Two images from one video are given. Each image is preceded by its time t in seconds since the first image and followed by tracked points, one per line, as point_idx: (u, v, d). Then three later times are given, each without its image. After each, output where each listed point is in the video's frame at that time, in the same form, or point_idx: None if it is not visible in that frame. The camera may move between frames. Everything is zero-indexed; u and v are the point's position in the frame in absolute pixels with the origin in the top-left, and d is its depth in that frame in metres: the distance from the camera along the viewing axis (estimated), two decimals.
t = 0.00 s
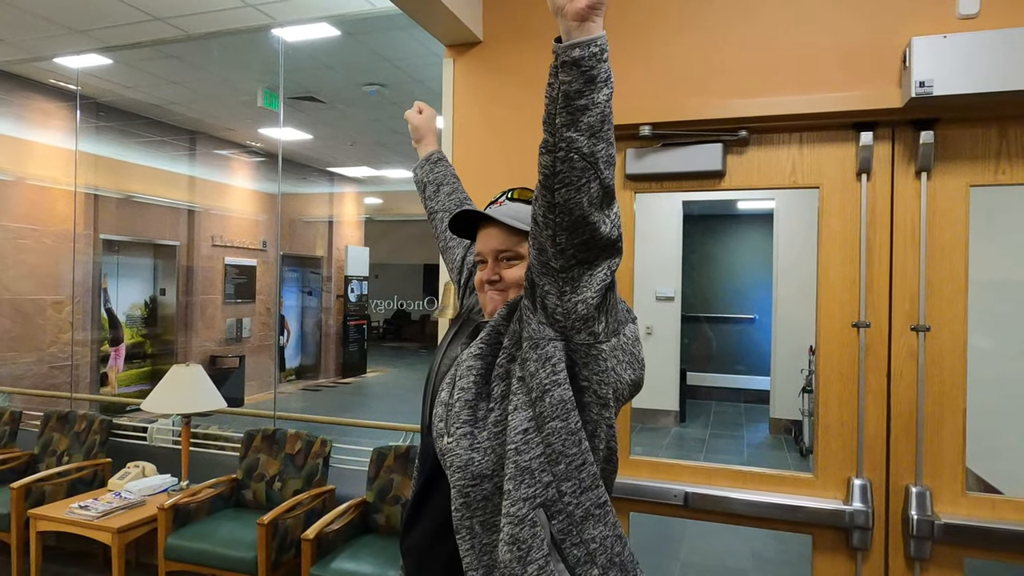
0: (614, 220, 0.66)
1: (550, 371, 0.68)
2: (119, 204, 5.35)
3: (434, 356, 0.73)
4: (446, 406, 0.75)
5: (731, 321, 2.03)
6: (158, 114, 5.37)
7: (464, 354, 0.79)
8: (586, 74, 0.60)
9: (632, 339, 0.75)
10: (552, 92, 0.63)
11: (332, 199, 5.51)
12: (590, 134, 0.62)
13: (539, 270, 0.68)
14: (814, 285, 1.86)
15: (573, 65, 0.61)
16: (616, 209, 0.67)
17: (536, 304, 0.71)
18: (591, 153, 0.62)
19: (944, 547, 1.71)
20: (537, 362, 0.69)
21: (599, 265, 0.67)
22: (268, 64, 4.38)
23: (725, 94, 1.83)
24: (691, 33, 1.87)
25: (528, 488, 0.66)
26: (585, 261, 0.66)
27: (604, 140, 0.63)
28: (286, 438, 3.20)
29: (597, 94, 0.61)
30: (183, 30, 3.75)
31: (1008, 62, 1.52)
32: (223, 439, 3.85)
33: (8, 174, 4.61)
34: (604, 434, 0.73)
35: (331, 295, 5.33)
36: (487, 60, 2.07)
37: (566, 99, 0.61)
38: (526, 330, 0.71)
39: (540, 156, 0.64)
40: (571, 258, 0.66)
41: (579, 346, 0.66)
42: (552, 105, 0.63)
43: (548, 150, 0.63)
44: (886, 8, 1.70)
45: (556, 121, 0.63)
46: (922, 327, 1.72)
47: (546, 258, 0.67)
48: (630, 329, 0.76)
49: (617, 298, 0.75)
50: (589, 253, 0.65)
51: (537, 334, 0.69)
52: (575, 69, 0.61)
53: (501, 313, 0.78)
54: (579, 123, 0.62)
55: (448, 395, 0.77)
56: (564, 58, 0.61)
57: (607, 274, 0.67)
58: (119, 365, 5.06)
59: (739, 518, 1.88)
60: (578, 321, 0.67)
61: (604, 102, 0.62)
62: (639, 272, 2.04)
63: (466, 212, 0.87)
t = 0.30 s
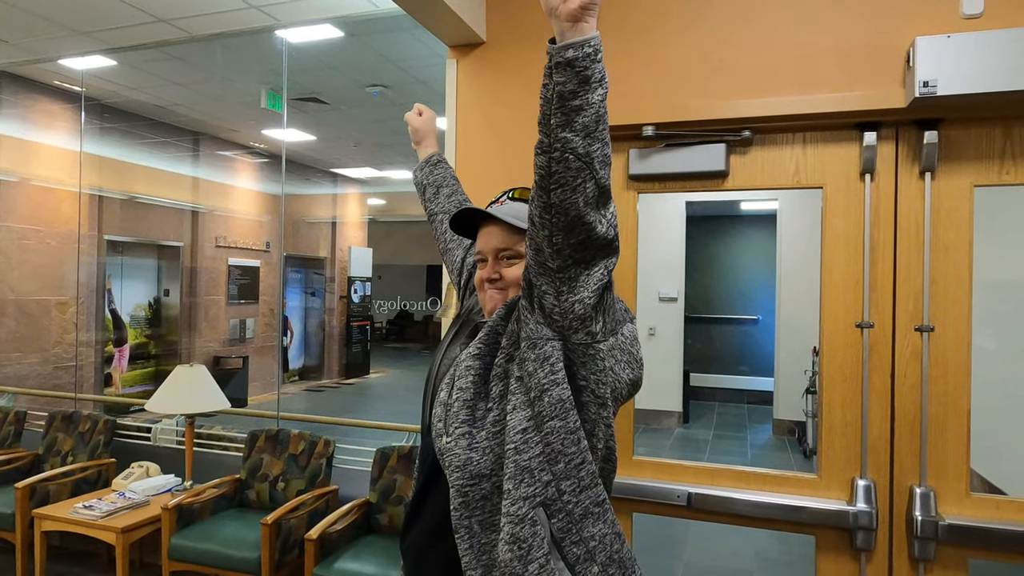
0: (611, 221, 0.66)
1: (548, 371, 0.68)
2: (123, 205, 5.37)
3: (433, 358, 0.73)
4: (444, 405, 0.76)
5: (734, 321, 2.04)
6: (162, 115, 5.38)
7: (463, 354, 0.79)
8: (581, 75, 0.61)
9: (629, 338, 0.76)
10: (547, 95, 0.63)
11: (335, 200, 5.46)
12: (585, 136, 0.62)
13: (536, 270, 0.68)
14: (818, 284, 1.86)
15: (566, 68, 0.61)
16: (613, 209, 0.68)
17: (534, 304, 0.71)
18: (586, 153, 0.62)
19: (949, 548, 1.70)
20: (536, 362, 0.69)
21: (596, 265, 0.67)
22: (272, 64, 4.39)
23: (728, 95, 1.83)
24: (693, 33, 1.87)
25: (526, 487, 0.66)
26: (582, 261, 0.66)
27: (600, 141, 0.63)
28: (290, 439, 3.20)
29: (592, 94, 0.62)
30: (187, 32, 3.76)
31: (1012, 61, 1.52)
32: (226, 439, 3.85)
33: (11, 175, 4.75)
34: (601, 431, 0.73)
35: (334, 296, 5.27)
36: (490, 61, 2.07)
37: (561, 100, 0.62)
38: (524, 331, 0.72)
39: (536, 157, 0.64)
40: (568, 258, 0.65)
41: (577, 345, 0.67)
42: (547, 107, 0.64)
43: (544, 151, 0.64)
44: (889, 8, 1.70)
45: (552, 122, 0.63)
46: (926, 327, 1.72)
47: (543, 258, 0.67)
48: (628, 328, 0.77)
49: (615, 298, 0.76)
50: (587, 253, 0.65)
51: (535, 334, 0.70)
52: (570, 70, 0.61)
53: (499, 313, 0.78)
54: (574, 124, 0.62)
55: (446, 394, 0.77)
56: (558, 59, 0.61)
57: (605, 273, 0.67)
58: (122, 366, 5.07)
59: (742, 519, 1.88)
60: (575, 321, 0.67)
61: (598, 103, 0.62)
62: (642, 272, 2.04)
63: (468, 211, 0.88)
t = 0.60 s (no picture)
0: (609, 224, 0.66)
1: (547, 375, 0.68)
2: (128, 206, 5.40)
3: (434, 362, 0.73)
4: (444, 408, 0.76)
5: (738, 321, 2.04)
6: (166, 116, 5.40)
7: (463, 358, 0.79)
8: (575, 78, 0.61)
9: (629, 339, 0.76)
10: (541, 98, 0.63)
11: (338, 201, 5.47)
12: (580, 138, 0.62)
13: (534, 273, 0.68)
14: (823, 284, 1.85)
15: (560, 71, 0.61)
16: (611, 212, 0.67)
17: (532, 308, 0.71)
18: (581, 154, 0.62)
19: (955, 549, 1.69)
20: (535, 366, 0.69)
21: (595, 267, 0.66)
22: (276, 65, 4.40)
23: (732, 95, 1.83)
24: (698, 33, 1.87)
25: (525, 491, 0.67)
26: (580, 264, 0.66)
27: (595, 144, 0.63)
28: (293, 439, 3.20)
29: (584, 95, 0.61)
30: (191, 33, 3.77)
31: (1018, 61, 1.52)
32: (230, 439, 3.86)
33: (18, 177, 4.81)
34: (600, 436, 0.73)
35: (338, 297, 5.30)
36: (494, 61, 2.07)
37: (556, 103, 0.61)
38: (523, 334, 0.71)
39: (530, 160, 0.64)
40: (566, 261, 0.65)
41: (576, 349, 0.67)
42: (543, 109, 0.63)
43: (540, 154, 0.63)
44: (895, 8, 1.70)
45: (548, 126, 0.63)
46: (932, 328, 1.71)
47: (541, 261, 0.66)
48: (628, 329, 0.77)
49: (614, 299, 0.76)
50: (584, 255, 0.65)
51: (534, 338, 0.70)
52: (563, 73, 0.61)
53: (499, 316, 0.78)
54: (568, 125, 0.62)
55: (446, 397, 0.77)
56: (552, 61, 0.61)
57: (603, 275, 0.67)
58: (127, 367, 5.06)
59: (747, 520, 1.87)
60: (574, 324, 0.67)
61: (592, 103, 0.62)
62: (646, 272, 2.03)
63: (470, 209, 0.88)
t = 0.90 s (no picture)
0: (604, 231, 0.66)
1: (544, 383, 0.68)
2: (132, 207, 5.41)
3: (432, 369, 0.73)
4: (444, 415, 0.76)
5: (741, 321, 2.03)
6: (170, 117, 5.41)
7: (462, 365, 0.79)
8: (562, 83, 0.60)
9: (629, 341, 0.76)
10: (530, 105, 0.63)
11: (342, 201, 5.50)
12: (570, 145, 0.62)
13: (531, 281, 0.68)
14: (827, 285, 1.85)
15: (547, 77, 0.61)
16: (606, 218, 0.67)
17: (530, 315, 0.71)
18: (573, 161, 0.62)
19: (959, 551, 1.69)
20: (532, 375, 0.69)
21: (591, 274, 0.66)
22: (279, 66, 4.39)
23: (736, 95, 1.83)
24: (701, 34, 1.87)
25: (523, 500, 0.66)
26: (577, 270, 0.65)
27: (585, 149, 0.62)
28: (296, 440, 3.20)
29: (575, 100, 0.61)
30: (195, 33, 3.78)
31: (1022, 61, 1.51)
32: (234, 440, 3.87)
33: (22, 178, 4.89)
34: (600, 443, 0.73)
35: (340, 297, 5.27)
36: (498, 62, 2.07)
37: (545, 109, 0.61)
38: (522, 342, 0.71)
39: (523, 168, 0.64)
40: (562, 268, 0.65)
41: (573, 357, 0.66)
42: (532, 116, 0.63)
43: (530, 162, 0.63)
44: (898, 8, 1.69)
45: (537, 133, 0.63)
46: (936, 329, 1.71)
47: (537, 269, 0.66)
48: (628, 332, 0.77)
49: (613, 302, 0.76)
50: (580, 261, 0.65)
51: (532, 346, 0.69)
52: (550, 80, 0.60)
53: (499, 322, 0.78)
54: (559, 132, 0.61)
55: (446, 404, 0.77)
56: (538, 68, 0.61)
57: (600, 282, 0.67)
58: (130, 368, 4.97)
59: (751, 521, 1.87)
60: (573, 331, 0.67)
61: (582, 108, 0.62)
62: (649, 273, 2.03)
63: (468, 211, 0.88)
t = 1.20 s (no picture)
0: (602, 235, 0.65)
1: (542, 390, 0.68)
2: (135, 208, 5.42)
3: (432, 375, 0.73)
4: (444, 420, 0.76)
5: (745, 322, 2.01)
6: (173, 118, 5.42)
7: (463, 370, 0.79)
8: (556, 86, 0.60)
9: (631, 344, 0.76)
10: (524, 110, 0.63)
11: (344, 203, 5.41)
12: (565, 149, 0.61)
13: (529, 287, 0.68)
14: (831, 286, 1.84)
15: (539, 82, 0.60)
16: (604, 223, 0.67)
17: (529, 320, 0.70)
18: (569, 166, 0.62)
19: (964, 553, 1.69)
20: (531, 381, 0.68)
21: (590, 279, 0.66)
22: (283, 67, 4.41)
23: (738, 96, 1.82)
24: (703, 34, 1.86)
25: (520, 507, 0.66)
26: (576, 275, 0.65)
27: (579, 153, 0.62)
28: (299, 440, 3.21)
29: (569, 104, 0.61)
30: (197, 35, 3.79)
31: None
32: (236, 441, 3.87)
33: (26, 179, 4.92)
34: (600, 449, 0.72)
35: (343, 299, 5.25)
36: (500, 62, 2.07)
37: (539, 114, 0.61)
38: (522, 348, 0.71)
39: (519, 174, 0.64)
40: (561, 274, 0.64)
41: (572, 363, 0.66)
42: (527, 121, 0.63)
43: (526, 167, 0.63)
44: (901, 8, 1.69)
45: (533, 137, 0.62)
46: (941, 330, 1.70)
47: (535, 274, 0.66)
48: (629, 334, 0.76)
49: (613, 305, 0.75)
50: (579, 266, 0.65)
51: (531, 353, 0.69)
52: (543, 84, 0.60)
53: (499, 326, 0.78)
54: (554, 137, 0.61)
55: (446, 408, 0.77)
56: (531, 72, 0.60)
57: (599, 286, 0.67)
58: (133, 368, 5.01)
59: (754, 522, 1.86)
60: (572, 337, 0.67)
61: (577, 112, 0.61)
62: (652, 273, 2.03)
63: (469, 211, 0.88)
